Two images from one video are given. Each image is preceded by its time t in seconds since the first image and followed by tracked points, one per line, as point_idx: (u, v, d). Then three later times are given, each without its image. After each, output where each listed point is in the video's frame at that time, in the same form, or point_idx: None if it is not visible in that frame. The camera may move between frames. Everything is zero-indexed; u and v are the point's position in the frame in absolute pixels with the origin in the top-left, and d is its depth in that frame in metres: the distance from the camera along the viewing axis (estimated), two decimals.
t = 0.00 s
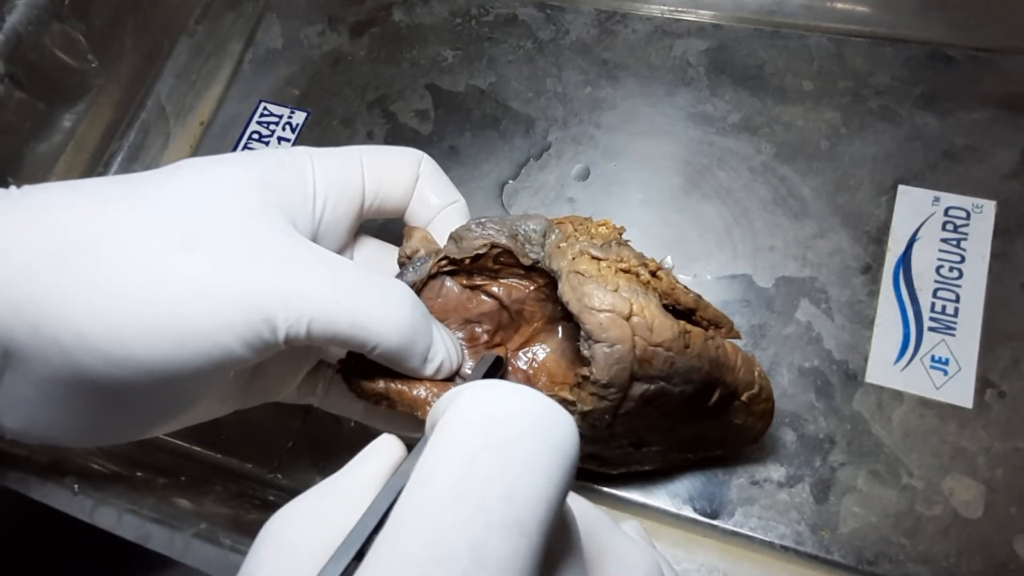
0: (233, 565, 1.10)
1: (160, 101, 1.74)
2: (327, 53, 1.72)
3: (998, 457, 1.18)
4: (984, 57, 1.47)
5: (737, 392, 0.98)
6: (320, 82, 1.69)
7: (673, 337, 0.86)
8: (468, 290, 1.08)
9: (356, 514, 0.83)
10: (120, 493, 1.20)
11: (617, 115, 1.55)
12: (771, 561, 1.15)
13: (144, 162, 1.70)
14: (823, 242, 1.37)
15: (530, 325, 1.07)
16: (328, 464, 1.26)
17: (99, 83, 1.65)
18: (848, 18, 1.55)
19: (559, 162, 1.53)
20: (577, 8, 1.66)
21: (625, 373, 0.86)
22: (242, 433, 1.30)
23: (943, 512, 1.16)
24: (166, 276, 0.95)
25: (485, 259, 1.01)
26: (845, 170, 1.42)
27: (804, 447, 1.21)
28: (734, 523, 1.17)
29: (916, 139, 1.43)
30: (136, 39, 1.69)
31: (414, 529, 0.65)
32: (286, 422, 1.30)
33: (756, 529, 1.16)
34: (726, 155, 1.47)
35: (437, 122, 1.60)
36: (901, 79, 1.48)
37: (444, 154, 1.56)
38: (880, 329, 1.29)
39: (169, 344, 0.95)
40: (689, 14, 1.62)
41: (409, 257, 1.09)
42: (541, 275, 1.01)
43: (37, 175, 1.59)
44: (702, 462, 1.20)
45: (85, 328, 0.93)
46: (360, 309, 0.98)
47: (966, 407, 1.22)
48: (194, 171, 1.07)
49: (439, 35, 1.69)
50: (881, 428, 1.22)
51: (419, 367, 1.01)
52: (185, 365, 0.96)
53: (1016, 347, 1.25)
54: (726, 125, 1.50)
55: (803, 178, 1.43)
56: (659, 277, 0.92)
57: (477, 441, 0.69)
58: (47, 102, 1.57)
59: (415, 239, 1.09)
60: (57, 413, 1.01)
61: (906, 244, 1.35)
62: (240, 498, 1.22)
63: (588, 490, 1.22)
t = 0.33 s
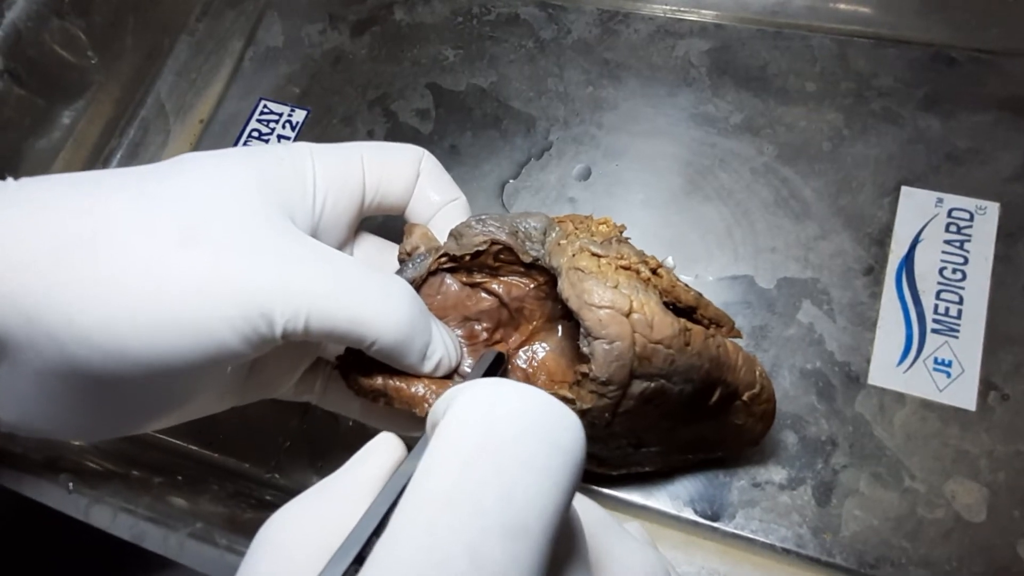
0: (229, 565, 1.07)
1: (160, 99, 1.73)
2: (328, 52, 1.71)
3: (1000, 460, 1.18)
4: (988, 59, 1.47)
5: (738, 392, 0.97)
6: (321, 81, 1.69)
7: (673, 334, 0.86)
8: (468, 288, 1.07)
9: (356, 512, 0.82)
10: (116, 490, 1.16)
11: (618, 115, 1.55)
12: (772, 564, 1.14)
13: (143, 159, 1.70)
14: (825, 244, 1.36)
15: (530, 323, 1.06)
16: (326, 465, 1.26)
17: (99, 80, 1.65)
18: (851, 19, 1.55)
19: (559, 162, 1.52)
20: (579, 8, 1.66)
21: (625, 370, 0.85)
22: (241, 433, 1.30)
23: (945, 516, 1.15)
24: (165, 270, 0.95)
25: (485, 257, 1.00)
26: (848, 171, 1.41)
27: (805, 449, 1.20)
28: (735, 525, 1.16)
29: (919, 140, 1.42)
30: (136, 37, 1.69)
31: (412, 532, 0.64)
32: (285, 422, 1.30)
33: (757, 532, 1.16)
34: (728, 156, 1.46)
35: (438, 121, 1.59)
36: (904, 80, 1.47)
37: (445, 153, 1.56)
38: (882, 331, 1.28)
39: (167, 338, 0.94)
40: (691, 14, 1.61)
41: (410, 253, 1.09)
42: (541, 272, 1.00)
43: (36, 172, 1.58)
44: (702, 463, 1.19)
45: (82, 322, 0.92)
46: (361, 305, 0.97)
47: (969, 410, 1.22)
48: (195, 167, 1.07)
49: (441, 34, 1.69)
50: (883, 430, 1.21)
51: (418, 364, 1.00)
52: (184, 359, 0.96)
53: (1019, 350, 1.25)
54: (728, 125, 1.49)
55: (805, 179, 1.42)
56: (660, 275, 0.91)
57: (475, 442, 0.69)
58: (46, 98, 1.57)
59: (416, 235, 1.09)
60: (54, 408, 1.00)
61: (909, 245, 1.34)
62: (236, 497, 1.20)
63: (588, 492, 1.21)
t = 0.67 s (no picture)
0: (230, 567, 1.08)
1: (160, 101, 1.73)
2: (328, 54, 1.71)
3: (999, 462, 1.18)
4: (987, 62, 1.47)
5: (739, 385, 0.98)
6: (321, 83, 1.69)
7: (677, 320, 0.86)
8: (477, 280, 1.07)
9: (359, 513, 0.82)
10: (116, 493, 1.17)
11: (618, 117, 1.55)
12: (771, 567, 1.15)
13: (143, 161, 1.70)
14: (825, 246, 1.36)
15: (535, 317, 1.06)
16: (327, 467, 1.26)
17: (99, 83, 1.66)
18: (850, 22, 1.55)
19: (559, 164, 1.52)
20: (578, 10, 1.66)
21: (629, 355, 0.85)
22: (242, 434, 1.30)
23: (945, 518, 1.15)
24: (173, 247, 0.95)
25: (495, 246, 1.00)
26: (847, 173, 1.42)
27: (805, 451, 1.20)
28: (735, 527, 1.16)
29: (918, 143, 1.42)
30: (136, 39, 1.69)
31: (416, 535, 0.64)
32: (287, 423, 1.30)
33: (757, 534, 1.16)
34: (727, 158, 1.47)
35: (438, 123, 1.59)
36: (903, 83, 1.48)
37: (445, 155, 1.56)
38: (882, 333, 1.28)
39: (174, 314, 0.95)
40: (691, 17, 1.61)
41: (419, 243, 1.09)
42: (548, 265, 1.01)
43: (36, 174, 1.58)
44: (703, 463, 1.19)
45: (89, 297, 0.93)
46: (368, 282, 0.97)
47: (968, 412, 1.22)
48: (203, 151, 1.08)
49: (441, 36, 1.69)
50: (883, 432, 1.21)
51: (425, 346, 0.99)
52: (191, 335, 0.96)
53: (1018, 352, 1.25)
54: (727, 128, 1.50)
55: (804, 181, 1.42)
56: (664, 266, 0.91)
57: (479, 443, 0.69)
58: (47, 100, 1.60)
59: (427, 226, 1.08)
60: (61, 386, 1.00)
61: (908, 247, 1.34)
62: (237, 499, 1.20)
63: (589, 494, 1.21)
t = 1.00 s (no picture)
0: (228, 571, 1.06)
1: (158, 101, 1.73)
2: (326, 55, 1.71)
3: (1000, 464, 1.18)
4: (987, 62, 1.47)
5: (736, 358, 0.98)
6: (320, 84, 1.69)
7: (669, 290, 0.86)
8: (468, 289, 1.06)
9: (357, 511, 0.82)
10: (115, 496, 1.16)
11: (617, 118, 1.55)
12: (771, 569, 1.14)
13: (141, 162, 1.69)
14: (824, 247, 1.36)
15: (528, 319, 1.05)
16: (325, 469, 1.25)
17: (98, 83, 1.66)
18: (850, 22, 1.55)
19: (558, 165, 1.52)
20: (578, 10, 1.66)
21: (627, 328, 0.85)
22: (240, 435, 1.29)
23: (945, 520, 1.15)
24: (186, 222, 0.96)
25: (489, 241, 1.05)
26: (846, 174, 1.41)
27: (805, 453, 1.19)
28: (734, 529, 1.16)
29: (918, 143, 1.42)
30: (135, 40, 1.69)
31: (414, 533, 0.64)
32: (285, 424, 1.29)
33: (757, 536, 1.15)
34: (726, 159, 1.46)
35: (437, 124, 1.59)
36: (903, 83, 1.47)
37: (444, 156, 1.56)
38: (882, 335, 1.28)
39: (189, 289, 0.96)
40: (690, 18, 1.61)
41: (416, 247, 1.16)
42: (535, 263, 1.02)
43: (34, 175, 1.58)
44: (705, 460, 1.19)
45: (100, 274, 0.92)
46: (385, 239, 1.01)
47: (968, 414, 1.21)
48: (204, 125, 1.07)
49: (440, 37, 1.69)
50: (883, 434, 1.21)
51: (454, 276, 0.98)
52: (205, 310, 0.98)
53: (1019, 353, 1.25)
54: (726, 128, 1.49)
55: (804, 182, 1.42)
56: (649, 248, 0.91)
57: (476, 440, 0.69)
58: (45, 101, 1.59)
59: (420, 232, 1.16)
60: (66, 366, 0.99)
61: (908, 249, 1.34)
62: (235, 502, 1.19)
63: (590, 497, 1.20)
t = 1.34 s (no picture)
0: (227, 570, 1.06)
1: (159, 101, 1.73)
2: (327, 55, 1.71)
3: (1002, 465, 1.17)
4: (989, 62, 1.46)
5: (741, 352, 0.98)
6: (320, 84, 1.68)
7: (678, 280, 0.86)
8: (470, 284, 1.05)
9: (356, 514, 0.82)
10: (115, 496, 1.16)
11: (618, 117, 1.55)
12: (772, 570, 1.14)
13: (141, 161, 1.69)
14: (826, 247, 1.35)
15: (532, 313, 1.04)
16: (325, 469, 1.25)
17: (99, 83, 1.66)
18: (851, 22, 1.55)
19: (559, 165, 1.52)
20: (579, 10, 1.66)
21: (637, 318, 0.84)
22: (241, 436, 1.29)
23: (947, 521, 1.14)
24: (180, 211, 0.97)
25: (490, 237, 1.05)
26: (848, 174, 1.41)
27: (806, 454, 1.19)
28: (735, 530, 1.16)
29: (920, 143, 1.42)
30: (136, 40, 1.70)
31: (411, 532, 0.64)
32: (285, 423, 1.29)
33: (758, 537, 1.15)
34: (727, 159, 1.46)
35: (437, 124, 1.59)
36: (905, 83, 1.47)
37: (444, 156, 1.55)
38: (883, 335, 1.28)
39: (183, 280, 0.96)
40: (691, 17, 1.61)
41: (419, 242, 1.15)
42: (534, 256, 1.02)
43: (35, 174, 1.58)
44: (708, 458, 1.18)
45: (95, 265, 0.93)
46: (375, 226, 1.02)
47: (970, 414, 1.21)
48: (200, 116, 1.08)
49: (440, 37, 1.68)
50: (884, 435, 1.21)
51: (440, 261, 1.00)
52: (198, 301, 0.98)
53: (1021, 353, 1.24)
54: (728, 128, 1.49)
55: (805, 182, 1.42)
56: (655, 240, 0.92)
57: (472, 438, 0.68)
58: (46, 100, 1.59)
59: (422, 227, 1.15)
60: (63, 358, 0.99)
61: (909, 249, 1.34)
62: (235, 503, 1.19)
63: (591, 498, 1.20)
